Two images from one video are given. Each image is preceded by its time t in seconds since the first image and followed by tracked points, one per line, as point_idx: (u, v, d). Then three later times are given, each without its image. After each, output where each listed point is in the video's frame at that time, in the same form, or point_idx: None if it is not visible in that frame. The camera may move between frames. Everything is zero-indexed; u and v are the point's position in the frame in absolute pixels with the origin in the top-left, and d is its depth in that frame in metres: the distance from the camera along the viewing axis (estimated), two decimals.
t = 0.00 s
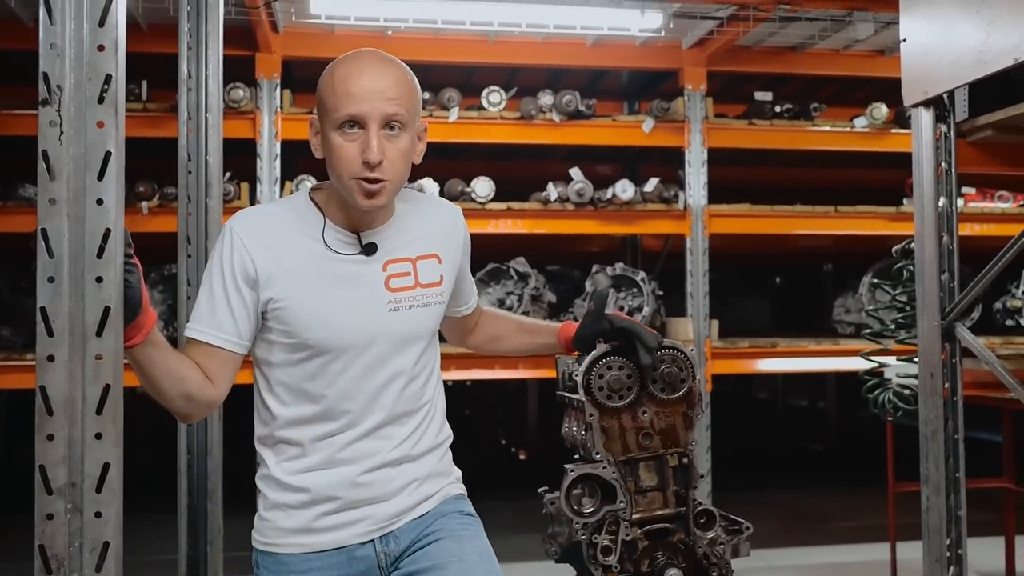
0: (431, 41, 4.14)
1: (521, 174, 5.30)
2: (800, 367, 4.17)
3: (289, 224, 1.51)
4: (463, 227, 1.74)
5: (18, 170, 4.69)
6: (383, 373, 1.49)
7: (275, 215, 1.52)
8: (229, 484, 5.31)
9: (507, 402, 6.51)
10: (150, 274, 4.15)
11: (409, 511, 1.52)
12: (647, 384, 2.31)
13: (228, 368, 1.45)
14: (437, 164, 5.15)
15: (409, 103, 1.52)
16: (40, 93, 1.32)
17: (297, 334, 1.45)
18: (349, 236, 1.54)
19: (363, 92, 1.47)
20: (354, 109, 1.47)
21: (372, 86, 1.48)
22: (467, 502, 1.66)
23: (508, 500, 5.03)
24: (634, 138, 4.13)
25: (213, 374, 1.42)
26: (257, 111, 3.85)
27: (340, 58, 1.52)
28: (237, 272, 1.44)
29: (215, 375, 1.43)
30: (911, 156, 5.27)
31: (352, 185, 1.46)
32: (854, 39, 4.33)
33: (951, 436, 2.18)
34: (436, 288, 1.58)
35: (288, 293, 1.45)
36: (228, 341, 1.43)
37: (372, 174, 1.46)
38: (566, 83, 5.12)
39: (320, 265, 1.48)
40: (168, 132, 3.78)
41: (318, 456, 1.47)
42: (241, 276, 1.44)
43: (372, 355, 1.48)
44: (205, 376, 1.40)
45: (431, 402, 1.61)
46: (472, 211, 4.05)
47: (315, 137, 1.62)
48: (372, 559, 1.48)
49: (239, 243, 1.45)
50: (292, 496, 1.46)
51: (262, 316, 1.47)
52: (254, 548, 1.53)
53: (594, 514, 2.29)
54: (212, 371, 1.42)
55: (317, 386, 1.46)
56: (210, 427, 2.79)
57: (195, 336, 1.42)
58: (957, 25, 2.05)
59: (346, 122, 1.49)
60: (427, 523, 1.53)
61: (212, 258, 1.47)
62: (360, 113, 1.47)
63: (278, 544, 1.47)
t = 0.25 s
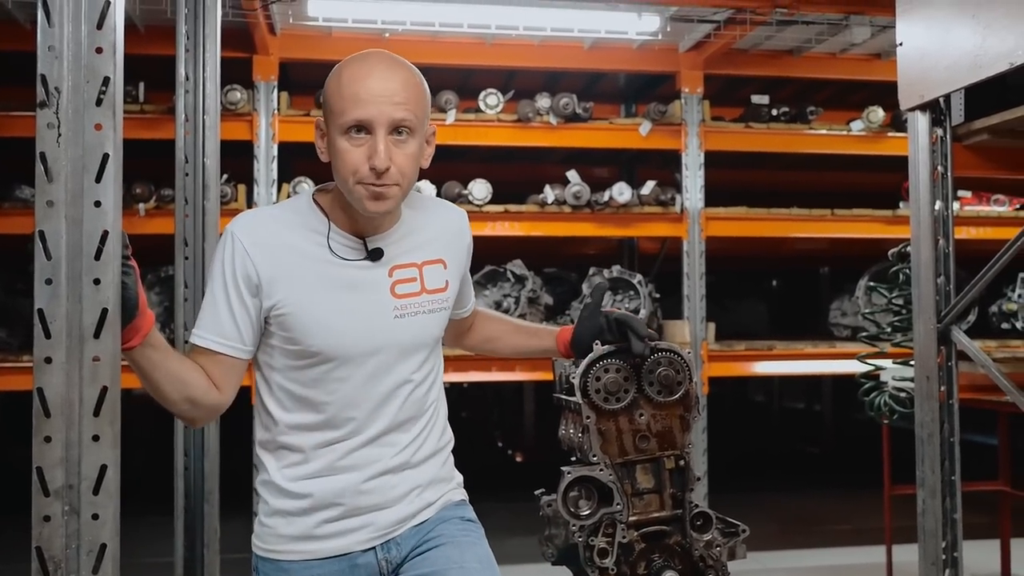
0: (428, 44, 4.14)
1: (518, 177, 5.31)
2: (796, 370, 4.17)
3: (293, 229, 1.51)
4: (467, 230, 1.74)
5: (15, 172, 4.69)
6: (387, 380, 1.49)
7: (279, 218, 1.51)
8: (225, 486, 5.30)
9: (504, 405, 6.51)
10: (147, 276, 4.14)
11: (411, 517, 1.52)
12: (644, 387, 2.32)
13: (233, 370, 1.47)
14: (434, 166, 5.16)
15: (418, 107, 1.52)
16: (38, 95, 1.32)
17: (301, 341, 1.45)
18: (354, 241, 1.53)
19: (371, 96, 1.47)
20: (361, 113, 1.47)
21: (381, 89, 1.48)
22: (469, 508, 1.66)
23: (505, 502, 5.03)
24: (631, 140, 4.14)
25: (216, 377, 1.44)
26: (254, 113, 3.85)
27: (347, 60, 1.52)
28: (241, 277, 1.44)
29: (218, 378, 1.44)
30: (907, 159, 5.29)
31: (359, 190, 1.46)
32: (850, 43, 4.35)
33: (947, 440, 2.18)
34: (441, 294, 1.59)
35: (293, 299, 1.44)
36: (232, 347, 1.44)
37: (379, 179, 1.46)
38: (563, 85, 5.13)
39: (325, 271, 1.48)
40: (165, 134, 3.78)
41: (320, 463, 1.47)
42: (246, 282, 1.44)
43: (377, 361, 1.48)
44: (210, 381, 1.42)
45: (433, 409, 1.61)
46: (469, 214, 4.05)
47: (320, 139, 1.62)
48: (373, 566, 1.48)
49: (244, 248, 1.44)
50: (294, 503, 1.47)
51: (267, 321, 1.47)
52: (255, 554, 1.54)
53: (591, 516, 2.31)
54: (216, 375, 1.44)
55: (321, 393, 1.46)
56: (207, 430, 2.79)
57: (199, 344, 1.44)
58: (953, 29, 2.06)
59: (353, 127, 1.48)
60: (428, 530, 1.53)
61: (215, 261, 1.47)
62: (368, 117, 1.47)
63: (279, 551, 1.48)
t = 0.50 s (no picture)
0: (426, 45, 4.15)
1: (516, 178, 5.31)
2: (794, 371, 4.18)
3: (296, 231, 1.51)
4: (470, 231, 1.74)
5: (12, 173, 4.68)
6: (389, 384, 1.49)
7: (282, 220, 1.52)
8: (222, 488, 5.29)
9: (502, 406, 6.51)
10: (145, 277, 4.14)
11: (413, 522, 1.52)
12: (642, 388, 2.32)
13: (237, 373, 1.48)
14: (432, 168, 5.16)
15: (422, 107, 1.52)
16: (37, 97, 1.32)
17: (303, 344, 1.45)
18: (358, 244, 1.54)
19: (374, 97, 1.47)
20: (364, 115, 1.47)
21: (383, 90, 1.48)
22: (472, 513, 1.66)
23: (503, 504, 5.03)
24: (629, 142, 4.15)
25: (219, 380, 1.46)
26: (251, 115, 3.85)
27: (351, 59, 1.52)
28: (244, 280, 1.44)
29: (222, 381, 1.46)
30: (904, 161, 5.30)
31: (361, 192, 1.47)
32: (847, 45, 4.36)
33: (944, 441, 2.19)
34: (445, 296, 1.59)
35: (295, 302, 1.45)
36: (233, 349, 1.45)
37: (382, 182, 1.46)
38: (561, 87, 5.14)
39: (328, 273, 1.48)
40: (164, 135, 3.78)
41: (322, 467, 1.47)
42: (249, 285, 1.44)
43: (380, 365, 1.48)
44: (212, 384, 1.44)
45: (435, 413, 1.61)
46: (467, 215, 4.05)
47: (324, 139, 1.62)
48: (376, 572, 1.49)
49: (247, 250, 1.44)
50: (295, 508, 1.47)
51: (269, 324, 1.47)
52: (257, 559, 1.54)
53: (588, 517, 2.31)
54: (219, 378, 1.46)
55: (323, 397, 1.46)
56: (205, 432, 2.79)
57: (202, 347, 1.44)
58: (950, 30, 2.07)
59: (356, 128, 1.49)
60: (430, 535, 1.53)
61: (218, 263, 1.47)
62: (371, 119, 1.47)
63: (281, 556, 1.49)
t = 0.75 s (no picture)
0: (425, 45, 4.15)
1: (515, 179, 5.32)
2: (792, 371, 4.18)
3: (296, 233, 1.51)
4: (470, 232, 1.75)
5: (10, 174, 4.68)
6: (390, 386, 1.49)
7: (282, 222, 1.52)
8: (221, 489, 5.29)
9: (500, 406, 6.51)
10: (143, 278, 4.14)
11: (413, 524, 1.51)
12: (641, 388, 2.32)
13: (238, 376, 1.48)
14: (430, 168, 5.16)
15: (420, 108, 1.52)
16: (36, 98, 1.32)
17: (304, 347, 1.45)
18: (358, 245, 1.54)
19: (373, 99, 1.47)
20: (362, 117, 1.47)
21: (382, 92, 1.48)
22: (472, 515, 1.65)
23: (502, 504, 5.03)
24: (627, 142, 4.15)
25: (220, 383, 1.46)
26: (249, 115, 3.85)
27: (349, 60, 1.52)
28: (243, 282, 1.44)
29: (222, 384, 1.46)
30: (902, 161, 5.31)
31: (361, 194, 1.46)
32: (845, 45, 4.36)
33: (943, 440, 2.20)
34: (446, 298, 1.59)
35: (295, 304, 1.44)
36: (232, 352, 1.45)
37: (381, 184, 1.46)
38: (559, 87, 5.14)
39: (328, 276, 1.48)
40: (162, 136, 3.77)
41: (323, 470, 1.47)
42: (249, 287, 1.44)
43: (380, 367, 1.48)
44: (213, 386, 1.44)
45: (436, 415, 1.61)
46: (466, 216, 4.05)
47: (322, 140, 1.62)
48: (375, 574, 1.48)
49: (246, 252, 1.44)
50: (295, 511, 1.47)
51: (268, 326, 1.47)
52: (257, 561, 1.54)
53: (587, 518, 2.31)
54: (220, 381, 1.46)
55: (324, 399, 1.46)
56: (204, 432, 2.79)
57: (202, 349, 1.45)
58: (948, 30, 2.07)
59: (355, 130, 1.49)
60: (429, 537, 1.52)
61: (217, 265, 1.47)
62: (369, 121, 1.47)
63: (281, 559, 1.49)
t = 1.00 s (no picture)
0: (422, 46, 4.15)
1: (512, 179, 5.32)
2: (789, 372, 4.18)
3: (296, 233, 1.51)
4: (470, 233, 1.75)
5: (7, 174, 4.67)
6: (388, 387, 1.49)
7: (283, 223, 1.52)
8: (219, 490, 5.28)
9: (498, 407, 6.51)
10: (141, 279, 4.14)
11: (410, 525, 1.51)
12: (638, 389, 2.32)
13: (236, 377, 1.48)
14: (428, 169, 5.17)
15: (423, 109, 1.52)
16: (33, 99, 1.32)
17: (302, 347, 1.45)
18: (358, 246, 1.54)
19: (376, 99, 1.47)
20: (365, 117, 1.47)
21: (385, 92, 1.48)
22: (469, 516, 1.65)
23: (500, 505, 5.03)
24: (625, 143, 4.16)
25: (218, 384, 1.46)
26: (247, 116, 3.85)
27: (352, 60, 1.52)
28: (244, 282, 1.44)
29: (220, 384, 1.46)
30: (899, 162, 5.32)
31: (363, 194, 1.47)
32: (842, 46, 4.37)
33: (940, 441, 2.20)
34: (445, 300, 1.59)
35: (295, 305, 1.44)
36: (231, 352, 1.45)
37: (383, 184, 1.46)
38: (557, 88, 5.14)
39: (327, 276, 1.48)
40: (160, 137, 3.77)
41: (320, 471, 1.47)
42: (249, 287, 1.44)
43: (379, 368, 1.48)
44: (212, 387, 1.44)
45: (434, 417, 1.61)
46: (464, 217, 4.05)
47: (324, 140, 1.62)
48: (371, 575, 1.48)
49: (246, 252, 1.44)
50: (292, 511, 1.47)
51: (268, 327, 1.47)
52: (253, 562, 1.54)
53: (585, 518, 2.31)
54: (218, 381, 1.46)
55: (322, 400, 1.46)
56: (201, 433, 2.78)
57: (202, 348, 1.45)
58: (945, 31, 2.08)
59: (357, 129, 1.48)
60: (424, 537, 1.52)
61: (217, 266, 1.47)
62: (372, 121, 1.47)
63: (277, 559, 1.49)
